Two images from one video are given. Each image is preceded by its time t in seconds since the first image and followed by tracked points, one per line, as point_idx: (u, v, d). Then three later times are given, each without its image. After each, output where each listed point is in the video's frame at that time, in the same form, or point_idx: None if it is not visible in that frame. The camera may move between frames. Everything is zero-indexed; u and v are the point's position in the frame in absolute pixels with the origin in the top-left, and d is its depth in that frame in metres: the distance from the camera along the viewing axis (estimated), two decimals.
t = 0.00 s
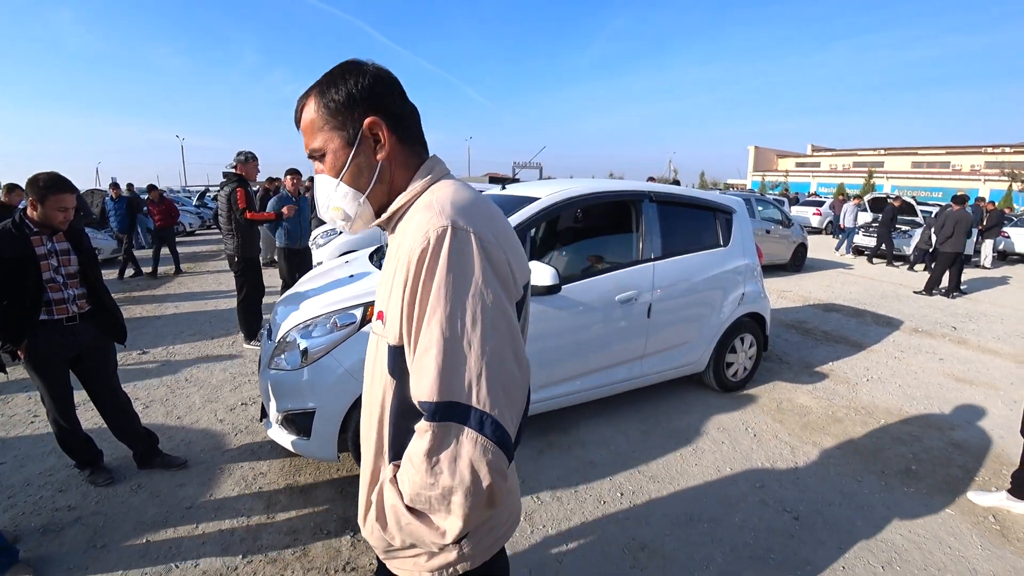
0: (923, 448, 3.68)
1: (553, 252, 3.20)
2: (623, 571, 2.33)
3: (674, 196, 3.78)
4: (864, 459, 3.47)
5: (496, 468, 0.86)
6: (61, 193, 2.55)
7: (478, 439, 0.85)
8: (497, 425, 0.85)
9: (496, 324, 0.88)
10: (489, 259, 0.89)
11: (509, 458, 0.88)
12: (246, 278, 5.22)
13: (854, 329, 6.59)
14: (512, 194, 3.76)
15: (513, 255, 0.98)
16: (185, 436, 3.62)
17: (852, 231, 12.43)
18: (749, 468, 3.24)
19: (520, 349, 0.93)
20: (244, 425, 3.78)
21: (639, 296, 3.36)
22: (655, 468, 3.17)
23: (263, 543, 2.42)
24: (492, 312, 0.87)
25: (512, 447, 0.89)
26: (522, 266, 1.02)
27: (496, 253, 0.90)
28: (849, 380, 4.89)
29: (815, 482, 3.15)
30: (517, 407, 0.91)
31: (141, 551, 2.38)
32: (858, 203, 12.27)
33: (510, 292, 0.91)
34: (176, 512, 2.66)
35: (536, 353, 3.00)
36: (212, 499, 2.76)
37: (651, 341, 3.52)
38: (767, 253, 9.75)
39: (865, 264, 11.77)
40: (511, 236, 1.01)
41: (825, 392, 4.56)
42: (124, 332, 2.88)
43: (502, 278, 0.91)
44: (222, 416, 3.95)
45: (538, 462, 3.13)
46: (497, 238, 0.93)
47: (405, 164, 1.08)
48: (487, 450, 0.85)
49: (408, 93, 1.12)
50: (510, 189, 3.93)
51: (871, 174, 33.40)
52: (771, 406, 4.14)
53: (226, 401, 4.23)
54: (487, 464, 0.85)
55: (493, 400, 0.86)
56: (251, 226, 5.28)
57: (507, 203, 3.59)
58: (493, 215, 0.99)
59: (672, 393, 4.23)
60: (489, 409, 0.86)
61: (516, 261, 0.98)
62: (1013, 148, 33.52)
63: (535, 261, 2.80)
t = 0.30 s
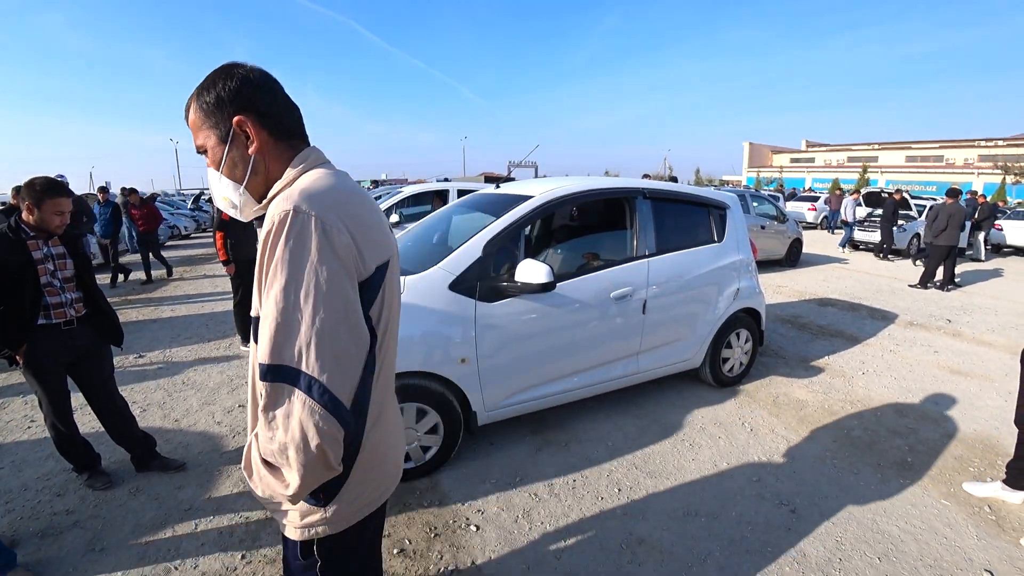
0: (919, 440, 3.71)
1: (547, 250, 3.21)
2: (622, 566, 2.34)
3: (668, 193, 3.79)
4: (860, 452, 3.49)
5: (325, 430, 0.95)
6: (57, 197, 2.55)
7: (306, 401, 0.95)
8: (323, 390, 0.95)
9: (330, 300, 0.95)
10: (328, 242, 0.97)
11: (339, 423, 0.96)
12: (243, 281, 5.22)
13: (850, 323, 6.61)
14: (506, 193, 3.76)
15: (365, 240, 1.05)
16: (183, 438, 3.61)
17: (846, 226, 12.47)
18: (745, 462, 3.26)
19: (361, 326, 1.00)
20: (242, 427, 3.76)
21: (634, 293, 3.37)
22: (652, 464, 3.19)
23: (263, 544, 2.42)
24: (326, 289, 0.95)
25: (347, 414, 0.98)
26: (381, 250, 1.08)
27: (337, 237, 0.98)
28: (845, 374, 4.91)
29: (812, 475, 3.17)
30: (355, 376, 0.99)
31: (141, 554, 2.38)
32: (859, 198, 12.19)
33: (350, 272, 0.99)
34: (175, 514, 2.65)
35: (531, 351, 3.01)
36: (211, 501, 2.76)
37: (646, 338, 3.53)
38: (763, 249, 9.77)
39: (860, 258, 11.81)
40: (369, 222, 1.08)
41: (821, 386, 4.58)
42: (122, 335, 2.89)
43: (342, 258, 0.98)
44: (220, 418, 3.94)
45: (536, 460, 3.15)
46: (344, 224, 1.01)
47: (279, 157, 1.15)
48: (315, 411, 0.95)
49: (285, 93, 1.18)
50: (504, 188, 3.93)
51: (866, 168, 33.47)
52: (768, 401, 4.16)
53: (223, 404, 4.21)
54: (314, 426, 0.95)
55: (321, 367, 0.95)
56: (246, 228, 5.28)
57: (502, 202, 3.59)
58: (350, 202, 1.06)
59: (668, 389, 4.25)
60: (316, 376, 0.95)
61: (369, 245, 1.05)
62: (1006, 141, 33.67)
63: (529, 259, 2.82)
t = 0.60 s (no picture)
0: (918, 436, 3.71)
1: (545, 249, 3.21)
2: (623, 564, 2.34)
3: (665, 191, 3.79)
4: (860, 448, 3.49)
5: (214, 438, 0.96)
6: (54, 200, 2.54)
7: (192, 409, 0.95)
8: (209, 399, 0.95)
9: (211, 309, 0.94)
10: (208, 249, 0.95)
11: (229, 431, 0.96)
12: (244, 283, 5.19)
13: (849, 320, 6.62)
14: (505, 192, 3.76)
15: (258, 244, 1.02)
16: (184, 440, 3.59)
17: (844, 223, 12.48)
18: (746, 459, 3.26)
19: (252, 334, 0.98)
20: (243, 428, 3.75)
21: (633, 291, 3.37)
22: (652, 462, 3.19)
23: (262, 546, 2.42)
24: (207, 298, 0.94)
25: (238, 422, 0.97)
26: (280, 254, 1.05)
27: (218, 245, 0.96)
28: (844, 371, 4.92)
29: (812, 472, 3.17)
30: (245, 384, 0.98)
31: (141, 557, 2.38)
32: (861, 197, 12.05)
33: (235, 279, 0.97)
34: (175, 517, 2.65)
35: (530, 350, 3.01)
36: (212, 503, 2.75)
37: (645, 336, 3.54)
38: (761, 246, 9.77)
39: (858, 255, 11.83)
40: (267, 226, 1.05)
41: (820, 383, 4.59)
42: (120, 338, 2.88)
43: (225, 265, 0.96)
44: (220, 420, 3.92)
45: (535, 459, 3.15)
46: (231, 229, 0.99)
47: (188, 163, 1.14)
48: (201, 421, 0.95)
49: (197, 98, 1.17)
50: (503, 187, 3.93)
51: (863, 164, 33.50)
52: (767, 398, 4.16)
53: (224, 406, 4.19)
54: (201, 434, 0.96)
55: (205, 377, 0.94)
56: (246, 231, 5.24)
57: (500, 201, 3.59)
58: (243, 207, 1.03)
59: (668, 387, 4.25)
60: (202, 386, 0.95)
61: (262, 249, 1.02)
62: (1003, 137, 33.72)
63: (528, 259, 2.82)
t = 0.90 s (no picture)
0: (918, 434, 3.71)
1: (545, 248, 3.21)
2: (624, 563, 2.34)
3: (665, 189, 3.79)
4: (861, 446, 3.49)
5: (26, 513, 0.87)
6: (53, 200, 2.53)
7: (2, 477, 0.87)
8: (15, 467, 0.85)
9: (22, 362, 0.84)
10: (20, 292, 0.85)
11: (41, 503, 0.87)
12: (246, 283, 5.17)
13: (849, 318, 6.61)
14: (505, 191, 3.76)
15: (90, 282, 0.91)
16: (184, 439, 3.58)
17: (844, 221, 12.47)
18: (746, 457, 3.26)
19: (81, 390, 0.88)
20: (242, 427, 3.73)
21: (633, 290, 3.37)
22: (652, 461, 3.18)
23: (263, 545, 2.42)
24: (15, 350, 0.84)
25: (55, 492, 0.87)
26: (121, 290, 0.95)
27: (33, 285, 0.85)
28: (844, 369, 4.92)
29: (812, 470, 3.17)
30: (65, 447, 0.88)
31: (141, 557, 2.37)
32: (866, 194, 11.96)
33: (55, 325, 0.86)
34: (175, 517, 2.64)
35: (530, 349, 3.01)
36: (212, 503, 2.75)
37: (645, 335, 3.53)
38: (761, 244, 9.76)
39: (858, 253, 11.82)
40: (105, 259, 0.94)
41: (821, 381, 4.58)
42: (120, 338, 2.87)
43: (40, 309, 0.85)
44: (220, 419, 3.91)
45: (535, 457, 3.15)
46: (52, 265, 0.88)
47: (43, 171, 1.07)
48: (10, 491, 0.86)
49: (62, 94, 1.08)
50: (502, 185, 3.93)
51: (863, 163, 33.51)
52: (768, 396, 4.16)
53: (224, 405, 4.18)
54: (11, 506, 0.87)
55: (14, 440, 0.85)
56: (247, 231, 5.21)
57: (500, 200, 3.59)
58: (82, 234, 0.93)
59: (668, 385, 4.25)
60: (10, 450, 0.85)
61: (100, 285, 0.92)
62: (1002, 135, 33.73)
63: (528, 257, 2.83)
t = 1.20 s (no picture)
0: (917, 439, 3.70)
1: (546, 246, 3.20)
2: (620, 563, 2.33)
3: (667, 189, 3.78)
4: (859, 450, 3.48)
5: None
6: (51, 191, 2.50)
7: None
8: None
9: None
10: None
11: None
12: (247, 277, 5.15)
13: (850, 322, 6.60)
14: (507, 188, 3.75)
15: None
16: (181, 431, 3.57)
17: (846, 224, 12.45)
18: (745, 459, 3.26)
19: None
20: (240, 420, 3.72)
21: (634, 289, 3.36)
22: (650, 461, 3.17)
23: (260, 538, 2.42)
24: None
25: None
26: None
27: None
28: (844, 372, 4.91)
29: (810, 473, 3.17)
30: None
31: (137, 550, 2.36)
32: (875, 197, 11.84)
33: None
34: (172, 509, 2.64)
35: (530, 347, 3.00)
36: (209, 496, 2.74)
37: (645, 334, 3.53)
38: (763, 247, 9.75)
39: (860, 257, 11.81)
40: None
41: (820, 384, 4.57)
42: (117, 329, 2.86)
43: None
44: (217, 413, 3.89)
45: (533, 456, 3.14)
46: None
47: None
48: None
49: None
50: (504, 183, 3.92)
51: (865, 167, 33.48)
52: (767, 398, 4.15)
53: (222, 399, 4.17)
54: None
55: None
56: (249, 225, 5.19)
57: (502, 197, 3.58)
58: None
59: (667, 386, 4.24)
60: None
61: None
62: (1007, 141, 33.61)
63: (529, 255, 2.82)
